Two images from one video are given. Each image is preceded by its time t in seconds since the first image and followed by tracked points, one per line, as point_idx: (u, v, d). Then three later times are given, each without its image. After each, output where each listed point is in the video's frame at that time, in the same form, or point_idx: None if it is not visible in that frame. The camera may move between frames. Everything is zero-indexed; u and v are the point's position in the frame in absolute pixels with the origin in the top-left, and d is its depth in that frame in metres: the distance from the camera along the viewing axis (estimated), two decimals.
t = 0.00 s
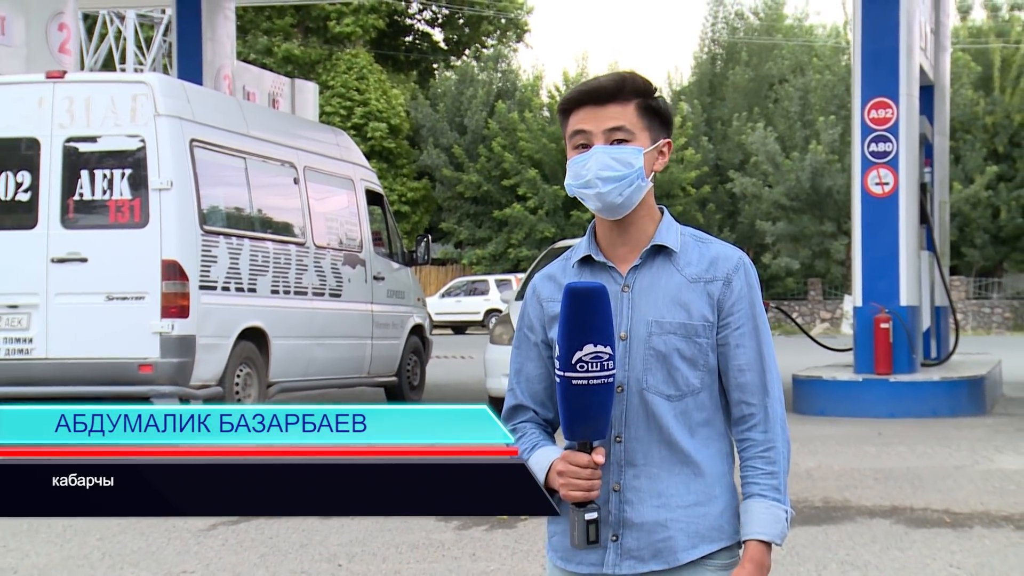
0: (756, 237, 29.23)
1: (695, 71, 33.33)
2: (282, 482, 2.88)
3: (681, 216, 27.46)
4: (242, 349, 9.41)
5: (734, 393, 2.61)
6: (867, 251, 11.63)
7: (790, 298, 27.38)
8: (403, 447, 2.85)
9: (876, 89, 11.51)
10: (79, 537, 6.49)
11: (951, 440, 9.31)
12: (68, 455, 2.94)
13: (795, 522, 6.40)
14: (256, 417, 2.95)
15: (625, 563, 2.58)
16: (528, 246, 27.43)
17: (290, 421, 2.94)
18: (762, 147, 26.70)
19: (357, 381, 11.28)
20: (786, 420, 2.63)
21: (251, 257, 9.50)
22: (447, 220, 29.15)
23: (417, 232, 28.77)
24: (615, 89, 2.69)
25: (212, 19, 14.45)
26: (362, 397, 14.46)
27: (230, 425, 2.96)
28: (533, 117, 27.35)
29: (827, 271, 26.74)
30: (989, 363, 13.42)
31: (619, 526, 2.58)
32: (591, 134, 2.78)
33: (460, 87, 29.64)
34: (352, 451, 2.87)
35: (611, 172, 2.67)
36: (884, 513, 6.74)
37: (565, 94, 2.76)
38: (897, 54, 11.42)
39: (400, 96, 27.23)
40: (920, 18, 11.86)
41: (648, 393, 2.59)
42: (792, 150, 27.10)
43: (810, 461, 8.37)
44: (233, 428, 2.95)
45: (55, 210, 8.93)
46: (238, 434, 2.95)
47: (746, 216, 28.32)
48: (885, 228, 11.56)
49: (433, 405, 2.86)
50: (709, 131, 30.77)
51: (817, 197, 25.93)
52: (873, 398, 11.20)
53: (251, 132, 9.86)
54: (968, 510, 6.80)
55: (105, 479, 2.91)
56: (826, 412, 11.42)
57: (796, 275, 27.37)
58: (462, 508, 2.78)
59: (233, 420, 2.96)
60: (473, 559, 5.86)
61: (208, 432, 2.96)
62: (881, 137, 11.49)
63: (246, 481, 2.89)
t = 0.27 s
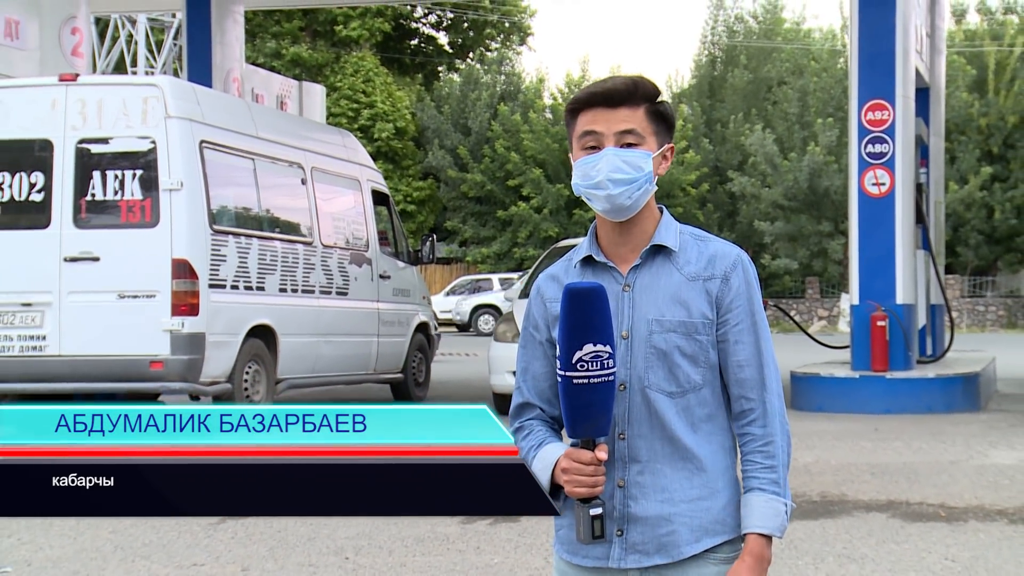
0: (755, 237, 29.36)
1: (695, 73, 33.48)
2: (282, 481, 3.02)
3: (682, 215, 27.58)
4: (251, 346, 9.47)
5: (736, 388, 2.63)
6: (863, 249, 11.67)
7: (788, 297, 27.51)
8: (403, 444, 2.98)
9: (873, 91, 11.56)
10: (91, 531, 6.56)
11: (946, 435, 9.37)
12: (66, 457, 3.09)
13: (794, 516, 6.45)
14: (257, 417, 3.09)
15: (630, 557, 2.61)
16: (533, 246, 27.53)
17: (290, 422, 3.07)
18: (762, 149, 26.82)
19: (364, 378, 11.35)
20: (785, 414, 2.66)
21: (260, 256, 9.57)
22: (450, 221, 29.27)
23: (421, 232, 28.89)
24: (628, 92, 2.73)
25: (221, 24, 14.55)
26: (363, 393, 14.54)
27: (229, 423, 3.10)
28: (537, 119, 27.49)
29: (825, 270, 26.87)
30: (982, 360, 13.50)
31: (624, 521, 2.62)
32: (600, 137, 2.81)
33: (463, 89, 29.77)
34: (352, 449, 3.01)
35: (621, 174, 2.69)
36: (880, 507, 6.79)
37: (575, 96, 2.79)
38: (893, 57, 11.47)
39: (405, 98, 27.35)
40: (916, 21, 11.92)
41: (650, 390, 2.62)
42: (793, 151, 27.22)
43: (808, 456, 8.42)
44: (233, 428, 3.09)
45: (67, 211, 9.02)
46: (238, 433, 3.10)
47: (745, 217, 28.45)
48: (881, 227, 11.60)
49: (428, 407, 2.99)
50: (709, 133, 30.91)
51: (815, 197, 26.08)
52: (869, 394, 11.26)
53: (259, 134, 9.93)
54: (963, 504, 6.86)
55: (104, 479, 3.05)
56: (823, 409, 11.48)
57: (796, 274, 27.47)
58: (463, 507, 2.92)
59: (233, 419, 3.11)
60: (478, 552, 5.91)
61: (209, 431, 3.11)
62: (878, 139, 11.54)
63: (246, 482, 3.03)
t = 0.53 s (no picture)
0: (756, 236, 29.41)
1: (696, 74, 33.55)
2: (275, 482, 3.62)
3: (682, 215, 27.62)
4: (254, 346, 9.48)
5: (739, 388, 2.64)
6: (864, 249, 11.68)
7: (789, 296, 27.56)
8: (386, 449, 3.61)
9: (873, 92, 11.57)
10: (95, 529, 6.58)
11: (946, 434, 9.39)
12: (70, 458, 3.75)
13: (795, 514, 6.47)
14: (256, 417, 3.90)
15: (634, 555, 2.61)
16: (536, 245, 27.58)
17: (288, 422, 3.84)
18: (763, 148, 26.85)
19: (366, 377, 11.36)
20: (788, 414, 2.67)
21: (263, 255, 9.59)
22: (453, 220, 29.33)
23: (423, 232, 28.96)
24: (645, 94, 2.71)
25: (225, 24, 14.57)
26: (365, 392, 14.55)
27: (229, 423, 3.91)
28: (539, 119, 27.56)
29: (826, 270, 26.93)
30: (982, 358, 13.52)
31: (627, 519, 2.63)
32: (614, 135, 2.79)
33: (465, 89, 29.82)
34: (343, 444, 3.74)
35: (635, 176, 2.68)
36: (881, 505, 6.81)
37: (589, 91, 2.76)
38: (892, 59, 11.49)
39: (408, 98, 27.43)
40: (916, 21, 11.93)
41: (654, 390, 2.63)
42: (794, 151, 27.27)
43: (809, 455, 8.44)
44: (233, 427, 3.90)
45: (71, 210, 9.04)
46: (235, 431, 3.90)
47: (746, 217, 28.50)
48: (882, 226, 11.61)
49: (432, 406, 3.61)
50: (711, 132, 30.94)
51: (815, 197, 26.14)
52: (870, 393, 11.27)
53: (262, 134, 9.95)
54: (964, 502, 6.88)
55: (106, 481, 3.63)
56: (824, 408, 11.48)
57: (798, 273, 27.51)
58: (465, 507, 3.32)
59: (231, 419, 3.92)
60: (480, 550, 5.93)
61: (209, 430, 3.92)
62: (878, 139, 11.56)
63: (245, 480, 3.60)
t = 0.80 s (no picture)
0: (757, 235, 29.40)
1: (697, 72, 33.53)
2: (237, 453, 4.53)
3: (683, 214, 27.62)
4: (254, 345, 9.47)
5: (741, 384, 2.64)
6: (866, 248, 11.68)
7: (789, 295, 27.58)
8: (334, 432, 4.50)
9: (874, 91, 11.58)
10: (97, 528, 6.59)
11: (947, 433, 9.39)
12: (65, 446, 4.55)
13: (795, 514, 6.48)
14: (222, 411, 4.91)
15: (633, 552, 2.61)
16: (538, 244, 27.58)
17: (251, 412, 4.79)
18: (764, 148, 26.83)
19: (366, 376, 11.36)
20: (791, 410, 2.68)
21: (264, 255, 9.59)
22: (454, 219, 29.34)
23: (424, 231, 28.96)
24: (670, 97, 2.71)
25: (225, 24, 14.58)
26: (366, 391, 14.55)
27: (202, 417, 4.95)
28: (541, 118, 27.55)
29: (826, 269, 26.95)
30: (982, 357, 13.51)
31: (627, 516, 2.62)
32: (633, 133, 2.79)
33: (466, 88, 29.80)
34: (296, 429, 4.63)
35: (654, 177, 2.69)
36: (882, 504, 6.80)
37: (611, 86, 2.74)
38: (894, 58, 11.48)
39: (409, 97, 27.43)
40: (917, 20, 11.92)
41: (656, 386, 2.62)
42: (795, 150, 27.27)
43: (810, 454, 8.43)
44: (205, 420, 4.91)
45: (72, 210, 9.04)
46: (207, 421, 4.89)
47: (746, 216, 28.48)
48: (883, 225, 11.62)
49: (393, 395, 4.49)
50: (713, 131, 30.92)
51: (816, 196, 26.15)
52: (871, 393, 11.27)
53: (263, 133, 9.95)
54: (965, 501, 6.87)
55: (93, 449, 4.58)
56: (825, 407, 11.46)
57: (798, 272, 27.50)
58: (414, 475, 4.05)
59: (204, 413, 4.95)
60: (480, 549, 5.94)
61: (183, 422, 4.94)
62: (879, 138, 11.56)
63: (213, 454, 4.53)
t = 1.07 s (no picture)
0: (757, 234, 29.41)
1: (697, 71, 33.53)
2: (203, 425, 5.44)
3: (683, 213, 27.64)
4: (255, 344, 9.47)
5: (739, 385, 2.64)
6: (867, 247, 11.68)
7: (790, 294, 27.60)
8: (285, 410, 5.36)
9: (874, 90, 11.58)
10: (97, 527, 6.59)
11: (948, 432, 9.38)
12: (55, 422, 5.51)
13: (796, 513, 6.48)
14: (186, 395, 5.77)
15: (631, 553, 2.61)
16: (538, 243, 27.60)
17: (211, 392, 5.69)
18: (765, 147, 26.85)
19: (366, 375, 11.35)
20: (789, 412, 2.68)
21: (264, 254, 9.59)
22: (454, 218, 29.36)
23: (425, 230, 28.99)
24: (669, 100, 2.69)
25: (225, 23, 14.60)
26: (367, 391, 14.54)
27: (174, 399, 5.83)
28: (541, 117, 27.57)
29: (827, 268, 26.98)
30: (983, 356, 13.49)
31: (625, 517, 2.62)
32: (632, 138, 2.78)
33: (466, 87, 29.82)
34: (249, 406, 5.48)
35: (652, 181, 2.67)
36: (882, 504, 6.80)
37: (608, 88, 2.73)
38: (894, 57, 11.48)
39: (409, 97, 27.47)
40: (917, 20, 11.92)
41: (654, 388, 2.62)
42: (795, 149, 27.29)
43: (810, 453, 8.42)
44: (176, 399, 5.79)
45: (72, 209, 9.04)
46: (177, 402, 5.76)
47: (747, 215, 28.52)
48: (884, 224, 11.62)
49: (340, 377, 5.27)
50: (713, 130, 30.93)
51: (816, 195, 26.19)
52: (871, 392, 11.26)
53: (263, 132, 9.94)
54: (965, 501, 6.87)
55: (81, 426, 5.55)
56: (825, 407, 11.45)
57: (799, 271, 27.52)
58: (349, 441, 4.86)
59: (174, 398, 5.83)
60: (480, 549, 5.94)
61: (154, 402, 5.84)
62: (879, 138, 11.56)
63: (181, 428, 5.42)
